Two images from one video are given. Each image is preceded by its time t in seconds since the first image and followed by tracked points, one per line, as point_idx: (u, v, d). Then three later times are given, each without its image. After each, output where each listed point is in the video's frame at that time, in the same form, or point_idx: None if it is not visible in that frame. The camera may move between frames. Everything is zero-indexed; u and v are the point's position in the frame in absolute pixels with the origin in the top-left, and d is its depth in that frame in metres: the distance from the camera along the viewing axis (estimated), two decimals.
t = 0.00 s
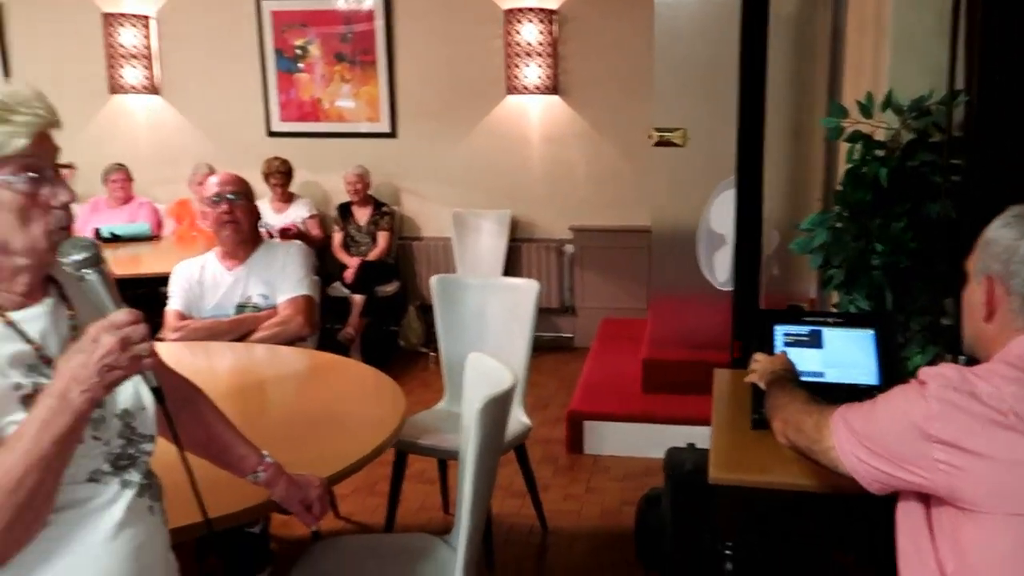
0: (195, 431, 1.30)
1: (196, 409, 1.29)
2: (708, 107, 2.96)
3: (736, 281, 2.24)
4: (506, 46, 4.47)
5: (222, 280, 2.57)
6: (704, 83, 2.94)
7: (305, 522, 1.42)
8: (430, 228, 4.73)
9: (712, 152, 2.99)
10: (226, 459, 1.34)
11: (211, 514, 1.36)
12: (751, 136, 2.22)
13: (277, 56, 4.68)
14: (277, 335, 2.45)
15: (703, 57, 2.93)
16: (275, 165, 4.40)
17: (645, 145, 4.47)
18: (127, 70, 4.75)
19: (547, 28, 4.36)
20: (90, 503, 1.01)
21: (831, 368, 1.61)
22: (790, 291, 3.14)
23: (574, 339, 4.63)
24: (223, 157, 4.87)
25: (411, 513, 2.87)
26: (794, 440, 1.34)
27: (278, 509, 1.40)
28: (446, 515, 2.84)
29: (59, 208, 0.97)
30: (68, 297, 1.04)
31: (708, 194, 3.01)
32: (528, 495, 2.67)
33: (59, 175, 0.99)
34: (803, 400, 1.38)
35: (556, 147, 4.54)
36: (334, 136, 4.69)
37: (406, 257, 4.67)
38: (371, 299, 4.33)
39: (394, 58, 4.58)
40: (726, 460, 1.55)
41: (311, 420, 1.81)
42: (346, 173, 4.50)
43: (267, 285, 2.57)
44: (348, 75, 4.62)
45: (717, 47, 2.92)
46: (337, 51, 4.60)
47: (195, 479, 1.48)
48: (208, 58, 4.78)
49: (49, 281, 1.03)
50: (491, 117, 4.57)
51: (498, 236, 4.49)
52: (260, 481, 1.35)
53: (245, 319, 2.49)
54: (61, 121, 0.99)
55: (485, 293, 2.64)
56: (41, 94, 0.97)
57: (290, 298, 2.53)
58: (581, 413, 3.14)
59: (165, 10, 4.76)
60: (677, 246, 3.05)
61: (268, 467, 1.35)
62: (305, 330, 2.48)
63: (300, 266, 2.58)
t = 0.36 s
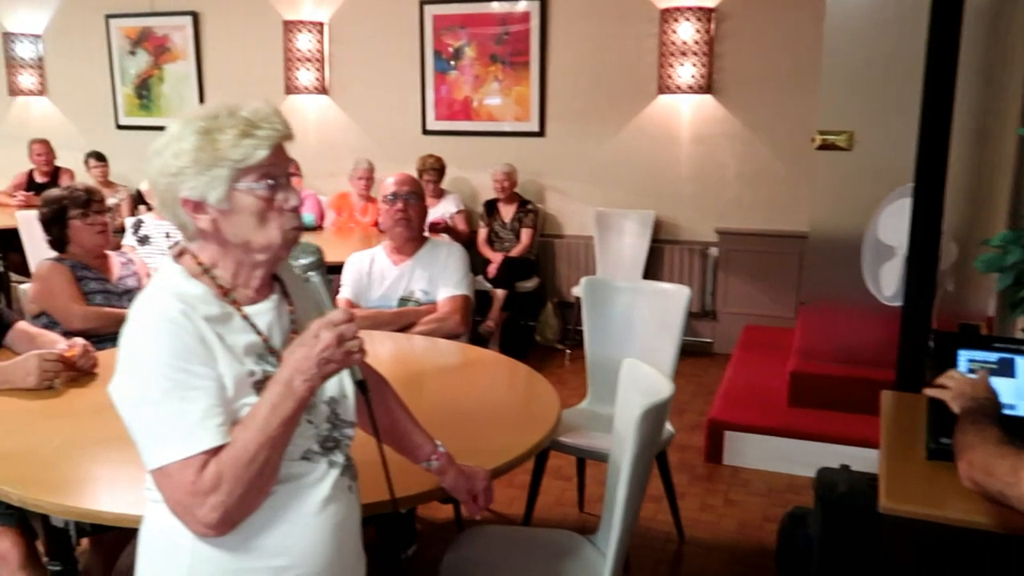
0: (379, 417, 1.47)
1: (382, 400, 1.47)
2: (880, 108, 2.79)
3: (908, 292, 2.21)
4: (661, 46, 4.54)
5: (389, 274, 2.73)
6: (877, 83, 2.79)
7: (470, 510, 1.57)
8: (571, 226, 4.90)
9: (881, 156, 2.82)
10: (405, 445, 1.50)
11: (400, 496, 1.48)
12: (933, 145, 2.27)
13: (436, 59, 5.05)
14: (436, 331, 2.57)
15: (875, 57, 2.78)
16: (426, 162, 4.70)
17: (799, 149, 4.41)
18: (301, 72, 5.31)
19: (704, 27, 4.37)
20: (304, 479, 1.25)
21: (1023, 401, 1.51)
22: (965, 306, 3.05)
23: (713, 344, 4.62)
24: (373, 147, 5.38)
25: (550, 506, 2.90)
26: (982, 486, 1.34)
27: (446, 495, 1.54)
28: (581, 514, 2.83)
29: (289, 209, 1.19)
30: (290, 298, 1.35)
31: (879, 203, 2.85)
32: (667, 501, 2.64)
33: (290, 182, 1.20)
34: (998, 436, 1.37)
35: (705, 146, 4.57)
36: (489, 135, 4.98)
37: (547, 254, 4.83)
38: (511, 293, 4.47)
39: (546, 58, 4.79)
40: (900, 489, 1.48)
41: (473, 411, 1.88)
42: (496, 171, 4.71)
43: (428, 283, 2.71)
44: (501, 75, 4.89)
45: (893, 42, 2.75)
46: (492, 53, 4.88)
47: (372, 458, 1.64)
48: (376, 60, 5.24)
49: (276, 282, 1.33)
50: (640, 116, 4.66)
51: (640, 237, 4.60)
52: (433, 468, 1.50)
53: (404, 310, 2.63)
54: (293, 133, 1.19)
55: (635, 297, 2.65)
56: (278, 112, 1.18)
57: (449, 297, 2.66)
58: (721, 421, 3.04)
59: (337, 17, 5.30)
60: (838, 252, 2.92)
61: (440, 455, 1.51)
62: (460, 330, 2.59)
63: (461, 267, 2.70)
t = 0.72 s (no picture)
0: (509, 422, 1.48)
1: (514, 406, 1.49)
2: (1012, 111, 2.67)
3: None
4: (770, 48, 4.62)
5: (501, 275, 2.86)
6: (1010, 83, 2.67)
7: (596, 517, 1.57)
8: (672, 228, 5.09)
9: (1013, 159, 2.69)
10: (534, 451, 1.51)
11: (530, 493, 1.52)
12: None
13: (537, 59, 5.25)
14: (545, 334, 2.64)
15: (1009, 56, 2.67)
16: (527, 162, 4.97)
17: (912, 151, 4.46)
18: (404, 73, 5.55)
19: (817, 26, 4.44)
20: (445, 480, 1.28)
21: None
22: None
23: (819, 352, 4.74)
24: (473, 144, 5.57)
25: (653, 514, 2.85)
26: None
27: (573, 502, 1.55)
28: (685, 524, 2.78)
29: (436, 213, 1.22)
30: (431, 302, 1.37)
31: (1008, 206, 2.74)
32: (777, 514, 2.58)
33: (439, 186, 1.23)
34: None
35: (813, 149, 4.67)
36: (583, 135, 5.19)
37: (647, 256, 5.09)
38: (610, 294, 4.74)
39: (651, 61, 4.96)
40: None
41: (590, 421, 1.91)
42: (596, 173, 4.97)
43: (539, 285, 2.84)
44: (602, 77, 5.09)
45: None
46: (595, 55, 5.07)
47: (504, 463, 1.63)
48: (478, 62, 5.45)
49: (418, 286, 1.36)
50: (747, 118, 4.78)
51: (744, 241, 4.73)
52: (560, 474, 1.51)
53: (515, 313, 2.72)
54: (444, 140, 1.22)
55: (751, 303, 2.65)
56: (430, 118, 1.22)
57: (560, 301, 2.78)
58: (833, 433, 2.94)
59: (440, 19, 5.54)
60: (957, 255, 2.87)
61: (567, 461, 1.51)
62: (572, 335, 2.68)
63: (571, 271, 2.81)
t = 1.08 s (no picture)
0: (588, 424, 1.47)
1: (595, 408, 1.48)
2: None
3: None
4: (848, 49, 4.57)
5: (571, 278, 2.85)
6: None
7: (674, 523, 1.54)
8: (740, 233, 5.07)
9: None
10: (614, 455, 1.49)
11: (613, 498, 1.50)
12: None
13: (605, 62, 5.24)
14: (616, 337, 2.62)
15: None
16: (593, 163, 4.99)
17: (997, 156, 4.38)
18: (472, 74, 5.60)
19: (899, 27, 4.37)
20: (527, 480, 1.26)
21: None
22: None
23: (894, 363, 4.63)
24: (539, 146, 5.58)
25: (722, 523, 2.80)
26: None
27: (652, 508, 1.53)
28: (755, 533, 2.72)
29: (524, 216, 1.22)
30: (513, 302, 1.36)
31: None
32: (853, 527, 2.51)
33: (529, 189, 1.23)
34: None
35: (891, 153, 4.60)
36: (650, 138, 5.18)
37: (715, 261, 5.04)
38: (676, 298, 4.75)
39: (723, 63, 4.93)
40: None
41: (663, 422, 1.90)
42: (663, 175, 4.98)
43: (608, 287, 2.82)
44: (672, 79, 5.06)
45: None
46: (664, 57, 5.06)
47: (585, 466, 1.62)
48: (546, 64, 5.46)
49: (502, 286, 1.35)
50: (824, 121, 4.73)
51: (817, 246, 4.71)
52: (639, 479, 1.49)
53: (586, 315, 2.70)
54: (537, 143, 1.21)
55: (829, 308, 2.66)
56: (524, 119, 1.21)
57: (630, 304, 2.75)
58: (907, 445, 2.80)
59: (509, 20, 5.55)
60: None
61: (648, 466, 1.49)
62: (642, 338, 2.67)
63: (641, 274, 2.79)
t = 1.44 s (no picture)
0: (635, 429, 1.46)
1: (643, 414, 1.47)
2: None
3: None
4: (903, 45, 4.48)
5: (618, 278, 2.83)
6: None
7: (722, 532, 1.51)
8: (790, 232, 4.98)
9: None
10: (661, 461, 1.48)
11: (661, 504, 1.48)
12: None
13: (652, 59, 5.19)
14: (662, 340, 2.60)
15: None
16: (639, 161, 4.96)
17: None
18: (518, 72, 5.58)
19: (957, 23, 4.26)
20: (573, 487, 1.24)
21: None
22: None
23: (948, 367, 4.52)
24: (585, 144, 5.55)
25: (768, 527, 2.76)
26: None
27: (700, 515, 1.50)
28: (802, 539, 2.67)
29: (574, 222, 1.21)
30: (560, 306, 1.34)
31: None
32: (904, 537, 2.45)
33: (579, 195, 1.22)
34: None
35: (946, 151, 4.49)
36: (698, 135, 5.12)
37: (764, 261, 4.97)
38: (723, 299, 4.70)
39: (773, 60, 4.86)
40: None
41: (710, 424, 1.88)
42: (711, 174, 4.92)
43: (655, 288, 2.79)
44: (720, 76, 5.00)
45: None
46: (713, 53, 4.99)
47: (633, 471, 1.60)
48: (592, 61, 5.43)
49: (549, 291, 1.34)
50: (876, 119, 4.63)
51: (868, 248, 4.61)
52: (687, 486, 1.47)
53: (632, 316, 2.69)
54: (589, 149, 1.21)
55: (881, 311, 2.61)
56: (577, 124, 1.21)
57: (676, 306, 2.72)
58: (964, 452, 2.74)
59: (556, 17, 5.52)
60: None
61: (695, 473, 1.47)
62: (689, 341, 2.64)
63: (688, 277, 2.75)
